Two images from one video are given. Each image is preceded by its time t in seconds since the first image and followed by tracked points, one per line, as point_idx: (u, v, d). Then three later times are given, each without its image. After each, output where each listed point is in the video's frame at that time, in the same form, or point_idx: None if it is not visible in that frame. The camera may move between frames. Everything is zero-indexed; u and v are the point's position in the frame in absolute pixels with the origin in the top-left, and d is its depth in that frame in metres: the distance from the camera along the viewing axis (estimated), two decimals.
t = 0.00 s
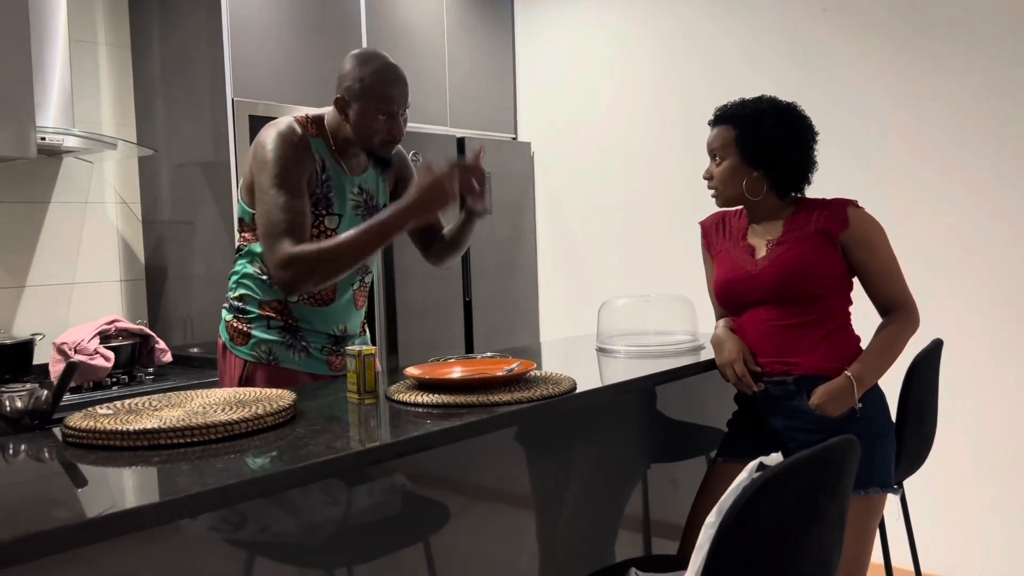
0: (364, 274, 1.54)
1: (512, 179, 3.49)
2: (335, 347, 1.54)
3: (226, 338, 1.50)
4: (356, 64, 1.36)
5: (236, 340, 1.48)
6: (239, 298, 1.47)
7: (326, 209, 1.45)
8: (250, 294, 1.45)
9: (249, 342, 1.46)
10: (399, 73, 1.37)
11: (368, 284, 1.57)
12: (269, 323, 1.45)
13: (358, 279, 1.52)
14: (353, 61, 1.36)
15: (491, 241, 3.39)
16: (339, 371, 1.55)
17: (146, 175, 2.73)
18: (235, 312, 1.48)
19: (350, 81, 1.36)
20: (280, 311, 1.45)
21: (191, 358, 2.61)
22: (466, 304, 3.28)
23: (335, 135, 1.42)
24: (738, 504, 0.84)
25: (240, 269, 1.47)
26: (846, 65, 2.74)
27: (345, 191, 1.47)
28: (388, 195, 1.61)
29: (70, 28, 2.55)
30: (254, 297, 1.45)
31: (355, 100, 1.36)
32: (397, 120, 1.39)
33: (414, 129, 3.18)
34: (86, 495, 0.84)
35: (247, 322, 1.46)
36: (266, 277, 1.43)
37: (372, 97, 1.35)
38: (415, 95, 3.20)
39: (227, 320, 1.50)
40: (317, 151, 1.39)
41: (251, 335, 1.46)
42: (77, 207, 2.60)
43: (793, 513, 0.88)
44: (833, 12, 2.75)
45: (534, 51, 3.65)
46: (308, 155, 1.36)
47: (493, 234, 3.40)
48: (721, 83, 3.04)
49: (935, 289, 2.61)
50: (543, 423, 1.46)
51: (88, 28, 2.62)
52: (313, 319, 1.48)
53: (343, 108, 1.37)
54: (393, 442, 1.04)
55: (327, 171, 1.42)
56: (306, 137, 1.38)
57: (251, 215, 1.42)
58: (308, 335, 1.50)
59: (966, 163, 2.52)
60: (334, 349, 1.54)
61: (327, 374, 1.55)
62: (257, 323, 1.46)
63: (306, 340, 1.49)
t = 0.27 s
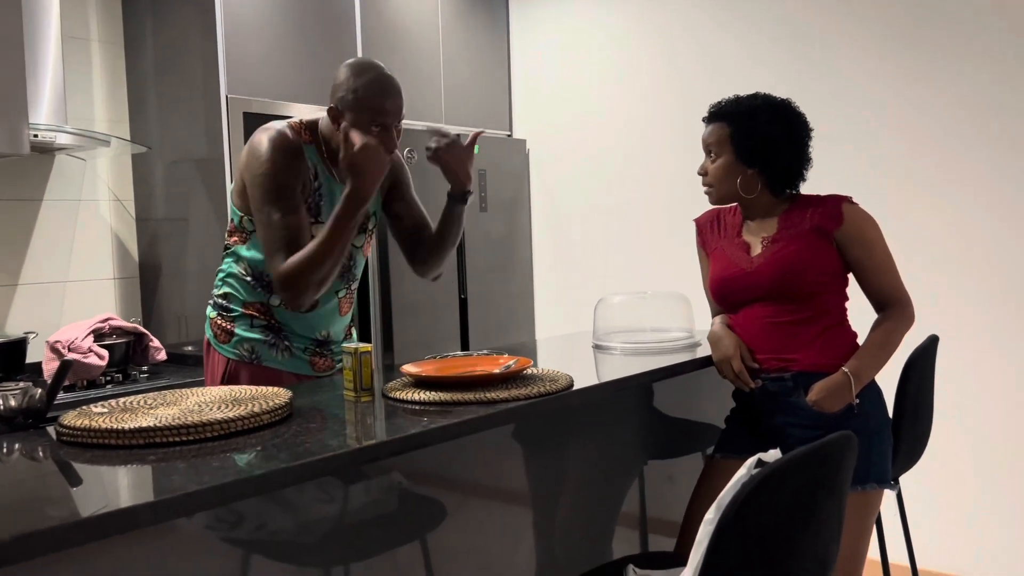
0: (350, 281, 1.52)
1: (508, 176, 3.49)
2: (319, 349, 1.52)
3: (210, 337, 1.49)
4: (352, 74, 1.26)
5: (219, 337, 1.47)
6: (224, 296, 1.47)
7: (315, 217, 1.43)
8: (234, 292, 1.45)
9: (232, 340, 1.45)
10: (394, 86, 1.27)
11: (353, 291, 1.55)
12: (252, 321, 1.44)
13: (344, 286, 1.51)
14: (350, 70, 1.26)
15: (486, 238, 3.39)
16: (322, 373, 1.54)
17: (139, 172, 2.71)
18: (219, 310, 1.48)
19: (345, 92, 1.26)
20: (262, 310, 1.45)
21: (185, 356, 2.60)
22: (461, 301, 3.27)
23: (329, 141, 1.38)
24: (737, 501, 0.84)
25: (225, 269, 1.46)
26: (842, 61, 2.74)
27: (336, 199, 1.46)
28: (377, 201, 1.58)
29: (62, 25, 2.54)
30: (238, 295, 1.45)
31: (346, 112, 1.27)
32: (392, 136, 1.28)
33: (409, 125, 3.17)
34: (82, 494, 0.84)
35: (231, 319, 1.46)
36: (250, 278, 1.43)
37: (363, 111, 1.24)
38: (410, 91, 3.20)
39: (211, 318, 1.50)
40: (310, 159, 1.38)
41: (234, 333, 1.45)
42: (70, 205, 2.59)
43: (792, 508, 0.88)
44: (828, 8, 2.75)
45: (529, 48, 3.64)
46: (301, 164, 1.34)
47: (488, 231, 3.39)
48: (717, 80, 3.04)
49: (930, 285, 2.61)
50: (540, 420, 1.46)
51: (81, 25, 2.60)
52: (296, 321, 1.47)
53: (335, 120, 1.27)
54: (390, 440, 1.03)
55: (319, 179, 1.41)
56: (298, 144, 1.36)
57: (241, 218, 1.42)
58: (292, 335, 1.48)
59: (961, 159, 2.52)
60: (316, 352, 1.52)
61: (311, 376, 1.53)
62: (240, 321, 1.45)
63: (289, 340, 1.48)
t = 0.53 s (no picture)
0: (336, 284, 1.53)
1: (497, 174, 3.48)
2: (306, 349, 1.51)
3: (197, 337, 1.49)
4: (342, 72, 1.33)
5: (205, 336, 1.47)
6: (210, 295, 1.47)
7: (302, 221, 1.42)
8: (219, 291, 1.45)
9: (217, 339, 1.45)
10: (384, 84, 1.34)
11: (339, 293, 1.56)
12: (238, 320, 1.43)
13: (330, 289, 1.51)
14: (340, 69, 1.33)
15: (475, 236, 3.38)
16: (310, 372, 1.52)
17: (125, 170, 2.69)
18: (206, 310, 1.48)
19: (336, 89, 1.32)
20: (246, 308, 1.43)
21: (172, 356, 2.58)
22: (450, 299, 3.26)
23: (318, 145, 1.38)
24: (727, 498, 0.83)
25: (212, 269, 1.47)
26: (830, 59, 2.74)
27: (324, 204, 1.44)
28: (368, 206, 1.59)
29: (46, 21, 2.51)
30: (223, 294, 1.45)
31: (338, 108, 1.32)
32: (383, 130, 1.35)
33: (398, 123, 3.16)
34: (67, 495, 0.83)
35: (217, 319, 1.45)
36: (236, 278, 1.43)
37: (356, 105, 1.31)
38: (398, 89, 3.18)
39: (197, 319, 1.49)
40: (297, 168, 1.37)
41: (220, 332, 1.45)
42: (55, 203, 2.56)
43: (783, 506, 0.87)
44: (816, 6, 2.76)
45: (518, 46, 3.63)
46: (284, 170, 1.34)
47: (477, 229, 3.38)
48: (705, 78, 3.04)
49: (917, 282, 2.62)
50: (530, 419, 1.45)
51: (66, 21, 2.58)
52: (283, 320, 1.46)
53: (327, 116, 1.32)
54: (379, 439, 1.02)
55: (304, 184, 1.39)
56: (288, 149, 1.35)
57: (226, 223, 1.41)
58: (278, 333, 1.47)
59: (948, 156, 2.53)
60: (303, 351, 1.51)
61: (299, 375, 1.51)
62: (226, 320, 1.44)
63: (274, 339, 1.46)
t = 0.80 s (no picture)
0: (330, 272, 1.53)
1: (489, 172, 3.47)
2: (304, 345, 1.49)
3: (195, 340, 1.49)
4: (316, 39, 1.38)
5: (202, 338, 1.46)
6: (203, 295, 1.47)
7: (285, 204, 1.40)
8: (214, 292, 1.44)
9: (214, 340, 1.44)
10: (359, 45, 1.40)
11: (335, 282, 1.56)
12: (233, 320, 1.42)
13: (323, 278, 1.52)
14: (313, 37, 1.38)
15: (468, 235, 3.37)
16: (309, 368, 1.51)
17: (116, 170, 2.68)
18: (201, 311, 1.47)
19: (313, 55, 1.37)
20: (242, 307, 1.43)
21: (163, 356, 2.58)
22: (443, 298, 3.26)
23: (300, 122, 1.41)
24: (719, 496, 0.84)
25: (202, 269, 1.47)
26: (821, 56, 2.75)
27: (307, 185, 1.43)
28: (354, 190, 1.56)
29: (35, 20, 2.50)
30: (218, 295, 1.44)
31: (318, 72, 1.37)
32: (363, 88, 1.40)
33: (390, 122, 3.15)
34: (57, 497, 0.82)
35: (212, 319, 1.45)
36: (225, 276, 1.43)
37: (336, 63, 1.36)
38: (390, 88, 3.18)
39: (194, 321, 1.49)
40: (281, 146, 1.38)
41: (216, 332, 1.44)
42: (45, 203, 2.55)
43: (775, 503, 0.87)
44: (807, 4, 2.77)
45: (510, 44, 3.63)
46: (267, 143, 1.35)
47: (470, 228, 3.38)
48: (697, 76, 3.04)
49: (908, 279, 2.63)
50: (523, 418, 1.45)
51: (55, 20, 2.57)
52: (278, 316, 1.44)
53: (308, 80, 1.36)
54: (372, 439, 1.02)
55: (287, 164, 1.39)
56: (268, 129, 1.36)
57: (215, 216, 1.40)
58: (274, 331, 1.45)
59: (940, 153, 2.54)
60: (303, 347, 1.49)
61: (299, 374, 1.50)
62: (222, 320, 1.44)
63: (272, 337, 1.45)
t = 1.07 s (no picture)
0: (324, 265, 1.52)
1: (482, 172, 3.47)
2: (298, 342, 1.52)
3: (184, 344, 1.48)
4: (286, 29, 1.41)
5: (193, 341, 1.46)
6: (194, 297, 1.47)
7: (280, 197, 1.40)
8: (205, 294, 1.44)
9: (207, 343, 1.44)
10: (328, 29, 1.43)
11: (331, 277, 1.55)
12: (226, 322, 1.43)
13: (318, 271, 1.51)
14: (283, 28, 1.41)
15: (461, 235, 3.38)
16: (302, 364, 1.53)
17: (107, 171, 2.68)
18: (192, 313, 1.47)
19: (287, 42, 1.40)
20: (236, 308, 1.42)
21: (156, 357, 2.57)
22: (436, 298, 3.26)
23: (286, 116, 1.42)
24: (709, 496, 0.84)
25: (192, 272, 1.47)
26: (811, 55, 2.76)
27: (301, 178, 1.43)
28: (348, 183, 1.56)
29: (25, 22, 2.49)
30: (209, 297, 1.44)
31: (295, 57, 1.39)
32: (342, 68, 1.43)
33: (382, 122, 3.15)
34: (48, 500, 0.82)
35: (204, 322, 1.45)
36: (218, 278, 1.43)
37: (310, 44, 1.39)
38: (381, 88, 3.18)
39: (184, 323, 1.49)
40: (272, 140, 1.38)
41: (208, 335, 1.44)
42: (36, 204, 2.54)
43: (765, 503, 0.88)
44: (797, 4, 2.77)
45: (502, 44, 3.63)
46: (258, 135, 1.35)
47: (463, 228, 3.38)
48: (688, 76, 3.05)
49: (899, 278, 2.64)
50: (514, 418, 1.45)
51: (45, 21, 2.56)
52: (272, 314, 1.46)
53: (289, 67, 1.38)
54: (363, 440, 1.02)
55: (279, 157, 1.39)
56: (258, 123, 1.36)
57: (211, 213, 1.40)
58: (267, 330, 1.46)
59: (930, 152, 2.55)
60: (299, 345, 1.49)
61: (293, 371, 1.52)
62: (213, 323, 1.44)
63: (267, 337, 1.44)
